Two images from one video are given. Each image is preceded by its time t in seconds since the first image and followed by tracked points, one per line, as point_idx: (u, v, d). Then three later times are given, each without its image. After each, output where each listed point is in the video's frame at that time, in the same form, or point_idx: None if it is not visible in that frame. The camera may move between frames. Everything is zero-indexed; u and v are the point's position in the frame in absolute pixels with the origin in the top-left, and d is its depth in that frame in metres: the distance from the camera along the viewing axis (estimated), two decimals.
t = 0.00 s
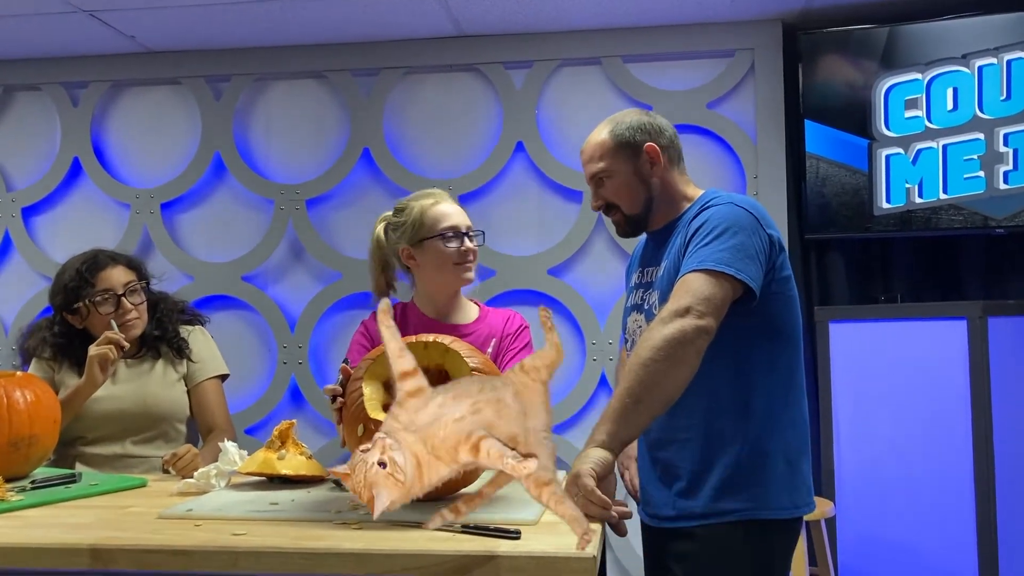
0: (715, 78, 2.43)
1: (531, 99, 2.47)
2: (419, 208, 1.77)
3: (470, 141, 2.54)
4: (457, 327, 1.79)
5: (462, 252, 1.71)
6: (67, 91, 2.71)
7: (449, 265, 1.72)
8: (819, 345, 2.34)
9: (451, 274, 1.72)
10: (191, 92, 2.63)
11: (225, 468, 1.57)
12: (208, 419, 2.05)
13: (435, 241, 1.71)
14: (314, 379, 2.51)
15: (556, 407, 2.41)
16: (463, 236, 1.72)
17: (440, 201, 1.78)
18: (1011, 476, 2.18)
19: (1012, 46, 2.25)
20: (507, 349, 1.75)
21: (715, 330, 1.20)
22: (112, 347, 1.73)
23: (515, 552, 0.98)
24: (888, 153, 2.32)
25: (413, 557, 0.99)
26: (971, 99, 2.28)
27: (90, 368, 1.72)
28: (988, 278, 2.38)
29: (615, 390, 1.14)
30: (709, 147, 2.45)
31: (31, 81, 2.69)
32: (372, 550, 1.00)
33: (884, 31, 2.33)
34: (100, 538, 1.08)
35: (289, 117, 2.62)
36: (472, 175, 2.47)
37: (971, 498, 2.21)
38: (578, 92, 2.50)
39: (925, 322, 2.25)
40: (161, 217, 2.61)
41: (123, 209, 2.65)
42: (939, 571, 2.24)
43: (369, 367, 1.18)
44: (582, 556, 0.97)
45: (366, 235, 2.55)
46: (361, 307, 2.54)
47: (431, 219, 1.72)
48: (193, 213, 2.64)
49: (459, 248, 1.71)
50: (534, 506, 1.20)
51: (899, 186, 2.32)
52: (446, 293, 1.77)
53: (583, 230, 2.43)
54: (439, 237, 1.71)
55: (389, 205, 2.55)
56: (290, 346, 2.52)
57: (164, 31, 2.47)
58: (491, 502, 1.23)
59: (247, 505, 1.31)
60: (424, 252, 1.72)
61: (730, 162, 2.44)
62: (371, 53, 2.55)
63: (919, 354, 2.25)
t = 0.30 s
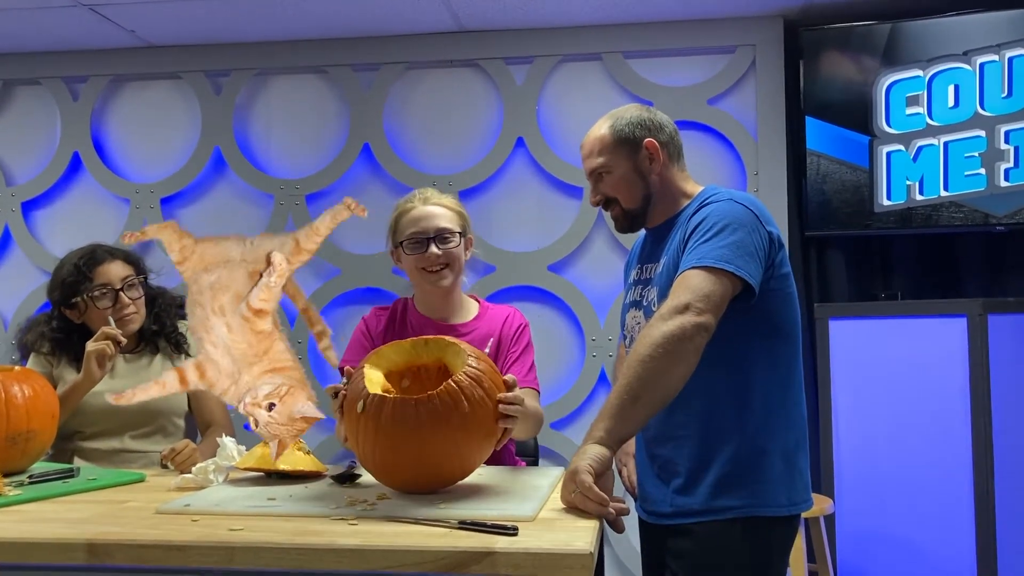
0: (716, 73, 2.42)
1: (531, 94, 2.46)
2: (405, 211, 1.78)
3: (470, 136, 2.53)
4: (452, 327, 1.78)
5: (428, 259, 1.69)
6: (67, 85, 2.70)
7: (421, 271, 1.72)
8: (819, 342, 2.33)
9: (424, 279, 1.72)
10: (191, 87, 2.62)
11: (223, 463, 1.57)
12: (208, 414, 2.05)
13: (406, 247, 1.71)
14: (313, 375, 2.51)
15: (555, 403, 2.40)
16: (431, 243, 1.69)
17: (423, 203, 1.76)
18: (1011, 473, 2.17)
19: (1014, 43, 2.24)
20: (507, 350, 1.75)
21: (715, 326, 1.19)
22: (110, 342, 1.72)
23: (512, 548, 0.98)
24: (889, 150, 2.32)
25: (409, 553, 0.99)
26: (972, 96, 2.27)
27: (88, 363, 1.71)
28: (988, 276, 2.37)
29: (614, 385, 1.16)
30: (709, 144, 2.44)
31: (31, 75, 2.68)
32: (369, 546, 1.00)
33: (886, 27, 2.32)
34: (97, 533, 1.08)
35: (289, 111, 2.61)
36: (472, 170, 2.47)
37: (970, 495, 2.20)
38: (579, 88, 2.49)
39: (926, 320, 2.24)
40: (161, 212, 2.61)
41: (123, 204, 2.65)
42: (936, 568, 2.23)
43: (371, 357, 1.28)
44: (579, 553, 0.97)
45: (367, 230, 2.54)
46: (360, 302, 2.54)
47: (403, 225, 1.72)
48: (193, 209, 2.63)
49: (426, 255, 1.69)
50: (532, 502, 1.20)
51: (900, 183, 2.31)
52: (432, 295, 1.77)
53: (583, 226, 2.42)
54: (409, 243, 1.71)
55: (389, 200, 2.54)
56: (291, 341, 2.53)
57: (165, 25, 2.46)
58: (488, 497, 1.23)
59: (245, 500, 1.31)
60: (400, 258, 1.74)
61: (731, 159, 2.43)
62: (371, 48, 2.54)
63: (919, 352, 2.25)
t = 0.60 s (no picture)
0: (719, 69, 2.42)
1: (534, 89, 2.45)
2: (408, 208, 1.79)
3: (473, 131, 2.53)
4: (454, 325, 1.78)
5: (427, 257, 1.71)
6: (70, 79, 2.69)
7: (421, 268, 1.73)
8: (821, 338, 2.33)
9: (424, 276, 1.74)
10: (194, 82, 2.62)
11: (225, 457, 1.58)
12: (209, 408, 2.05)
13: (407, 244, 1.73)
14: (316, 370, 2.51)
15: (557, 398, 2.40)
16: (430, 241, 1.70)
17: (425, 200, 1.76)
18: (1013, 470, 2.17)
19: (1018, 39, 2.23)
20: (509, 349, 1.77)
21: (716, 322, 1.19)
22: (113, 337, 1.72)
23: (512, 543, 0.98)
24: (892, 146, 2.31)
25: (410, 548, 0.99)
26: (976, 92, 2.26)
27: (90, 356, 1.73)
28: (991, 271, 2.37)
29: (615, 380, 1.16)
30: (712, 139, 2.44)
31: (33, 69, 2.68)
32: (369, 540, 1.00)
33: (890, 23, 2.31)
34: (98, 526, 1.09)
35: (292, 106, 2.60)
36: (474, 166, 2.46)
37: (972, 492, 2.19)
38: (582, 83, 2.49)
39: (928, 316, 2.23)
40: (163, 206, 2.60)
41: (125, 198, 2.65)
42: (937, 564, 2.23)
43: (392, 347, 1.32)
44: (579, 548, 0.97)
45: (370, 225, 2.54)
46: (362, 297, 2.54)
47: (404, 222, 1.73)
48: (195, 204, 2.63)
49: (426, 253, 1.71)
50: (532, 497, 1.20)
51: (903, 179, 2.30)
52: (433, 292, 1.78)
53: (584, 222, 2.42)
54: (410, 241, 1.72)
55: (392, 196, 2.54)
56: (291, 336, 2.51)
57: (167, 20, 2.46)
58: (488, 492, 1.23)
59: (246, 494, 1.32)
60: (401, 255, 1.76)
61: (733, 154, 2.43)
62: (374, 43, 2.54)
63: (920, 347, 2.24)
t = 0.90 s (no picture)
0: (726, 63, 2.41)
1: (540, 84, 2.45)
2: (412, 205, 1.79)
3: (480, 126, 2.53)
4: (462, 317, 1.84)
5: (434, 259, 1.73)
6: (77, 73, 2.70)
7: (427, 267, 1.77)
8: (826, 334, 2.33)
9: (430, 274, 1.78)
10: (200, 76, 2.62)
11: (232, 450, 1.59)
12: (216, 402, 2.06)
13: (413, 244, 1.75)
14: (322, 364, 2.51)
15: (562, 393, 2.41)
16: (436, 243, 1.72)
17: (428, 200, 1.76)
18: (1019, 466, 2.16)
19: None
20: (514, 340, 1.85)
21: (722, 317, 1.19)
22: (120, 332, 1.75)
23: (517, 537, 0.99)
24: (898, 142, 2.30)
25: (416, 540, 1.00)
26: (983, 87, 2.25)
27: (98, 350, 1.75)
28: (998, 266, 2.36)
29: (620, 375, 1.16)
30: (718, 134, 2.43)
31: (40, 63, 2.68)
32: (375, 533, 1.01)
33: (897, 17, 2.31)
34: (106, 518, 1.09)
35: (298, 100, 2.61)
36: (480, 161, 2.46)
37: (977, 487, 2.18)
38: (588, 77, 2.48)
39: (934, 311, 2.23)
40: (170, 201, 2.61)
41: (132, 193, 2.65)
42: (941, 560, 2.23)
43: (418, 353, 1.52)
44: (584, 541, 0.97)
45: (377, 220, 2.55)
46: (368, 292, 2.54)
47: (410, 223, 1.74)
48: (201, 198, 2.63)
49: (432, 254, 1.73)
50: (537, 490, 1.21)
51: (909, 174, 2.30)
52: (440, 287, 1.83)
53: (590, 217, 2.42)
54: (416, 241, 1.74)
55: (398, 190, 2.55)
56: (298, 330, 2.51)
57: (173, 14, 2.46)
58: (492, 487, 1.24)
59: (252, 487, 1.33)
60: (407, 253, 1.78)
61: (740, 150, 2.42)
62: (380, 38, 2.54)
63: (926, 342, 2.24)
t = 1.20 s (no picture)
0: (736, 59, 2.41)
1: (549, 80, 2.45)
2: (428, 203, 1.84)
3: (490, 122, 2.53)
4: (474, 309, 1.92)
5: (448, 258, 1.80)
6: (89, 69, 2.71)
7: (442, 264, 1.83)
8: (836, 329, 2.33)
9: (445, 271, 1.84)
10: (211, 72, 2.63)
11: (243, 445, 1.61)
12: (227, 396, 2.07)
13: (429, 242, 1.80)
14: (332, 358, 2.53)
15: (571, 388, 2.42)
16: (451, 242, 1.78)
17: (444, 199, 1.80)
18: None
19: None
20: (525, 331, 1.91)
21: (732, 314, 1.19)
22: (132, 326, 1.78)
23: (527, 531, 0.99)
24: (909, 137, 2.30)
25: (426, 534, 1.01)
26: (995, 82, 2.24)
27: (110, 345, 1.77)
28: (1008, 262, 2.36)
29: (630, 371, 1.17)
30: (728, 130, 2.43)
31: (51, 59, 2.69)
32: (385, 527, 1.02)
33: (908, 12, 2.30)
34: (120, 511, 1.11)
35: (309, 96, 2.61)
36: (490, 156, 2.46)
37: (987, 483, 2.19)
38: (598, 73, 2.48)
39: (944, 308, 2.23)
40: (181, 196, 2.62)
41: (143, 188, 2.66)
42: (951, 556, 2.23)
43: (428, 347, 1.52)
44: (593, 535, 0.98)
45: (388, 216, 2.56)
46: (378, 287, 2.55)
47: (426, 222, 1.79)
48: (212, 194, 2.65)
49: (447, 253, 1.79)
50: (546, 486, 1.22)
51: (920, 170, 2.29)
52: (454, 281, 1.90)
53: (599, 213, 2.42)
54: (432, 239, 1.80)
55: (408, 186, 2.55)
56: (308, 325, 2.53)
57: (184, 10, 2.47)
58: (502, 482, 1.26)
59: (263, 481, 1.34)
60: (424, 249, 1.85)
61: (750, 145, 2.42)
62: (390, 34, 2.54)
63: (936, 338, 2.24)
